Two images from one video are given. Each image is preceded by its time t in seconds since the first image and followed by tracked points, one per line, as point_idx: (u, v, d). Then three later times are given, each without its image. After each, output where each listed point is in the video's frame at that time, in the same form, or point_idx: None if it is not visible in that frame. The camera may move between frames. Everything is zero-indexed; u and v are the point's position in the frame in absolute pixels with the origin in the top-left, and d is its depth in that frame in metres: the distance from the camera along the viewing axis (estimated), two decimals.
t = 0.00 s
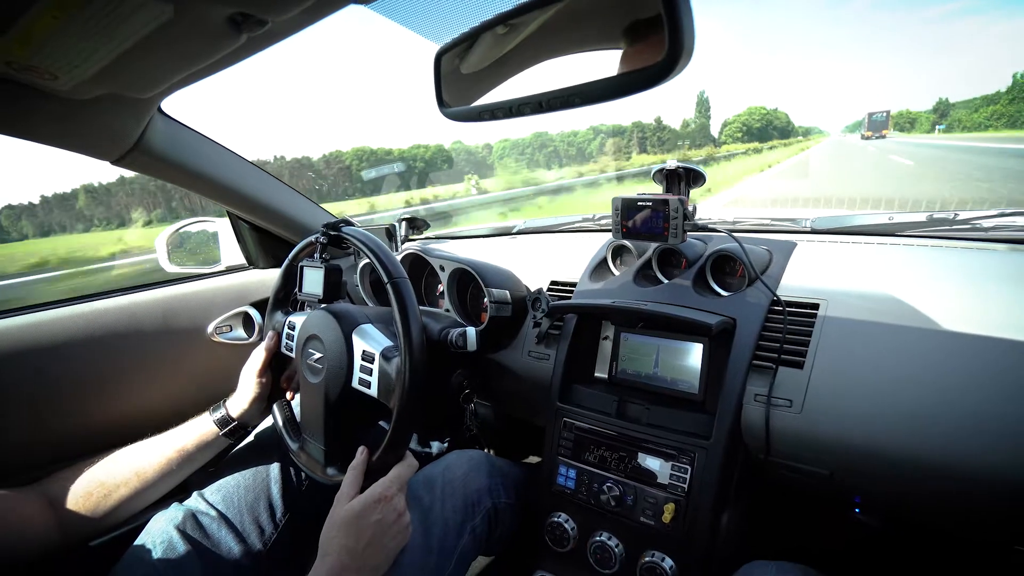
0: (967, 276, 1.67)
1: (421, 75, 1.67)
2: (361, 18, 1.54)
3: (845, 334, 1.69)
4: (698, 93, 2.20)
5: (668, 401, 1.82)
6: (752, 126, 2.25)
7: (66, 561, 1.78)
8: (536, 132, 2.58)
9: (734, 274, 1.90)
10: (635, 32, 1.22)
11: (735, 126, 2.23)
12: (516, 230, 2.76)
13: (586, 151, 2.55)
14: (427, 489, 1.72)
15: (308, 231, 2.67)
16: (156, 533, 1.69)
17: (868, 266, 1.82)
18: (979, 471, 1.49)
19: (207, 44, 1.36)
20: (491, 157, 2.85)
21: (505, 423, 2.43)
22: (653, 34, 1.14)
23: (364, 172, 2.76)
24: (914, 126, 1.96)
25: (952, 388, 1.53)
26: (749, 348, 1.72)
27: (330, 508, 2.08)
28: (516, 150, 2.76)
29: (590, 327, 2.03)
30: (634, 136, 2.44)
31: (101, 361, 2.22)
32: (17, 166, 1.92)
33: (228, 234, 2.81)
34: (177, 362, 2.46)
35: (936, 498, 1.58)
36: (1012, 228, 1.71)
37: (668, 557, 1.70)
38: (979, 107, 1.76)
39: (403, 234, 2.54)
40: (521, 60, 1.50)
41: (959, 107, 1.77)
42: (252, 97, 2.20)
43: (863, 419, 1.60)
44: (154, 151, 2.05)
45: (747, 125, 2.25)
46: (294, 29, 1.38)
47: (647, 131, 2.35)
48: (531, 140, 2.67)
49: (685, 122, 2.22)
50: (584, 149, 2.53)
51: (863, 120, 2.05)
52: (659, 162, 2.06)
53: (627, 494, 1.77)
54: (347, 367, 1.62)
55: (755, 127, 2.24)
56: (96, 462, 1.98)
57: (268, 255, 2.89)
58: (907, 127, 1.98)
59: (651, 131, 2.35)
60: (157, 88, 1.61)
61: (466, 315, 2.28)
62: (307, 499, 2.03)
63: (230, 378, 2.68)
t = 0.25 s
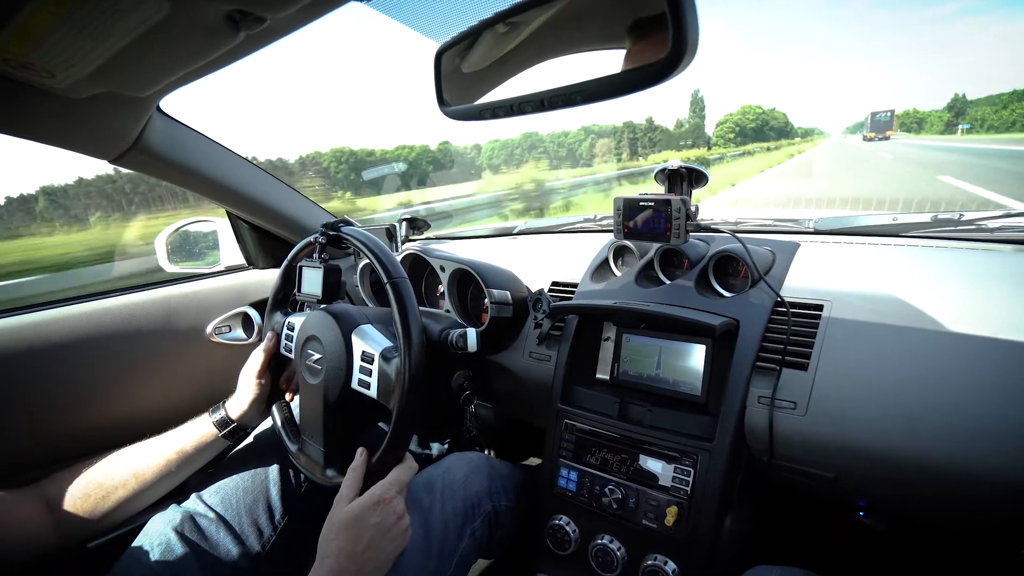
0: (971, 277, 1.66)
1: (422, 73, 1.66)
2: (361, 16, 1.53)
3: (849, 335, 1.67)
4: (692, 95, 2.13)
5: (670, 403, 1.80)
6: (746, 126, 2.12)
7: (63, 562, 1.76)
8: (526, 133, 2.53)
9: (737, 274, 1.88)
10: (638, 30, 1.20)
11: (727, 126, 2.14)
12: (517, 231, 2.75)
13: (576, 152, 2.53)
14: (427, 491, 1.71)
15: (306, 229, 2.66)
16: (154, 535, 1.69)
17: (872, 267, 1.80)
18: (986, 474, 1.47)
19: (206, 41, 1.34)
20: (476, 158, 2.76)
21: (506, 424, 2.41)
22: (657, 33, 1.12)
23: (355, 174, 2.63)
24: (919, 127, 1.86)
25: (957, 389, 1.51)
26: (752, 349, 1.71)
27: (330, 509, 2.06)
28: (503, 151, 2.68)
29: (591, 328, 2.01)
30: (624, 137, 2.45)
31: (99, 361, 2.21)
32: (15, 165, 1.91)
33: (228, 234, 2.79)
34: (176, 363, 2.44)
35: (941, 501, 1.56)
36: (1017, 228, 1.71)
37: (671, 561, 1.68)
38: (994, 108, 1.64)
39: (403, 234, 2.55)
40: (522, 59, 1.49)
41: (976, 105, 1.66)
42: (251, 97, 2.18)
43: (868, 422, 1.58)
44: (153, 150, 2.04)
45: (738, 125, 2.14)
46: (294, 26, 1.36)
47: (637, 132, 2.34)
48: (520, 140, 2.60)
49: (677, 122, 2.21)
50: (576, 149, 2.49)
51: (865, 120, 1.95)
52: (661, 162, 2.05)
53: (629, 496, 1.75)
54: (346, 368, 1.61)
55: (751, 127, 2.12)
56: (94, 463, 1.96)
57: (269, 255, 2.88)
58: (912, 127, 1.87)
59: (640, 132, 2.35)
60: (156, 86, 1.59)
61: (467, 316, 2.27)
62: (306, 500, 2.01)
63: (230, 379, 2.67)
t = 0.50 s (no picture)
0: (975, 277, 1.66)
1: (426, 71, 1.65)
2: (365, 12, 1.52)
3: (854, 336, 1.66)
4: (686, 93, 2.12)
5: (673, 403, 1.79)
6: (738, 126, 2.17)
7: (63, 561, 1.76)
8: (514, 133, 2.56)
9: (741, 274, 1.87)
10: (647, 26, 1.19)
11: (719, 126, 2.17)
12: (519, 231, 2.74)
13: (566, 152, 2.53)
14: (429, 491, 1.72)
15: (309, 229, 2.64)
16: (155, 534, 1.68)
17: (877, 268, 1.80)
18: (991, 476, 1.46)
19: (209, 37, 1.33)
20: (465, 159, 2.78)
21: (507, 425, 2.40)
22: (665, 29, 1.12)
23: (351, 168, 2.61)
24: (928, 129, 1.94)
25: (963, 391, 1.50)
26: (756, 350, 1.71)
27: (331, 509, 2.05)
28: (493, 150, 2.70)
29: (594, 328, 2.01)
30: (614, 137, 2.43)
31: (101, 360, 2.20)
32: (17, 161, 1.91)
33: (229, 233, 2.79)
34: (177, 362, 2.44)
35: (946, 503, 1.55)
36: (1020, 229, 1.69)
37: (673, 562, 1.67)
38: (1007, 108, 1.68)
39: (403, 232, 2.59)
40: (528, 57, 1.48)
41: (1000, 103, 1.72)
42: (254, 94, 2.18)
43: (873, 423, 1.57)
44: (156, 147, 2.03)
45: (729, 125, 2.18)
46: (297, 22, 1.36)
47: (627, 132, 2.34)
48: (509, 141, 2.64)
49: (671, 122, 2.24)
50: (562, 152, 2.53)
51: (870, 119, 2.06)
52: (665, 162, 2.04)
53: (631, 497, 1.74)
54: (348, 367, 1.60)
55: (743, 128, 2.16)
56: (95, 462, 1.96)
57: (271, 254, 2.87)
58: (918, 129, 1.95)
59: (631, 132, 2.34)
60: (158, 83, 1.59)
61: (469, 316, 2.26)
62: (307, 500, 2.01)
63: (231, 377, 2.66)
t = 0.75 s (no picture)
0: (971, 281, 1.67)
1: (426, 76, 1.67)
2: (366, 18, 1.54)
3: (850, 339, 1.67)
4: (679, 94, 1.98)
5: (671, 406, 1.80)
6: (728, 127, 2.09)
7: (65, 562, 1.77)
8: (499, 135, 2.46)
9: (738, 278, 1.88)
10: (647, 32, 1.19)
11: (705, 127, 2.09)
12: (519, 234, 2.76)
13: (555, 154, 2.46)
14: (428, 493, 1.72)
15: (308, 231, 2.66)
16: (156, 536, 1.69)
17: (874, 271, 1.81)
18: (987, 478, 1.47)
19: (211, 43, 1.35)
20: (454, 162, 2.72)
21: (506, 427, 2.41)
22: (661, 36, 1.13)
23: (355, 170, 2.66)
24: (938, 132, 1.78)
25: (958, 394, 1.51)
26: (753, 353, 1.72)
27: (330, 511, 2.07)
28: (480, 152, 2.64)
29: (592, 331, 2.01)
30: (602, 138, 2.33)
31: (102, 362, 2.22)
32: (19, 165, 1.92)
33: (230, 236, 2.80)
34: (178, 364, 2.45)
35: (942, 505, 1.56)
36: (1019, 234, 1.74)
37: (670, 564, 1.67)
38: None
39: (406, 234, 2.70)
40: (527, 61, 1.49)
41: None
42: (255, 98, 2.20)
43: (868, 426, 1.58)
44: (158, 151, 2.05)
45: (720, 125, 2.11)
46: (299, 29, 1.37)
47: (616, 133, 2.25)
48: (496, 143, 2.55)
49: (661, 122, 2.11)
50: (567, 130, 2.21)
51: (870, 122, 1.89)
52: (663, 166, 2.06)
53: (629, 499, 1.75)
54: (348, 370, 1.61)
55: (733, 129, 2.08)
56: (96, 464, 1.97)
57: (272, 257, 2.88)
58: (928, 130, 1.80)
59: (620, 132, 2.25)
60: (160, 88, 1.60)
61: (468, 318, 2.27)
62: (307, 501, 2.02)
63: (231, 380, 2.67)
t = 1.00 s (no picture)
0: (973, 283, 1.66)
1: (424, 74, 1.66)
2: (364, 16, 1.53)
3: (851, 340, 1.66)
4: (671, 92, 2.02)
5: (670, 406, 1.79)
6: (717, 127, 2.12)
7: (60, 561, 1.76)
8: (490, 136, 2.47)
9: (738, 278, 1.88)
10: (648, 29, 1.18)
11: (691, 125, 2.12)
12: (518, 233, 2.75)
13: (543, 155, 2.49)
14: (425, 493, 1.71)
15: (307, 230, 2.66)
16: (152, 535, 1.68)
17: (874, 272, 1.80)
18: (987, 480, 1.46)
19: (207, 40, 1.34)
20: (440, 164, 2.70)
21: (505, 427, 2.40)
22: (661, 33, 1.12)
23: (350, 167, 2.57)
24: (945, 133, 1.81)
25: (959, 395, 1.50)
26: (752, 353, 1.71)
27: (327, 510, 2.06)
28: (467, 153, 2.63)
29: (591, 331, 2.01)
30: (589, 139, 2.44)
31: (99, 360, 2.21)
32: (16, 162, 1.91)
33: (229, 234, 2.79)
34: (176, 362, 2.44)
35: (942, 507, 1.55)
36: (1020, 234, 1.72)
37: (669, 565, 1.67)
38: None
39: (404, 235, 2.58)
40: (525, 61, 1.48)
41: None
42: (254, 96, 2.19)
43: (868, 427, 1.57)
44: (155, 149, 2.04)
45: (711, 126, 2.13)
46: (295, 26, 1.36)
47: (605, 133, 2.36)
48: (483, 145, 2.54)
49: (653, 122, 2.19)
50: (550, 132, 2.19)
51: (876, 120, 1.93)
52: (663, 166, 2.05)
53: (627, 500, 1.74)
54: (345, 369, 1.60)
55: (724, 129, 2.11)
56: (92, 462, 1.96)
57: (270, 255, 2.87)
58: (941, 129, 1.81)
59: (609, 133, 2.36)
60: (157, 85, 1.59)
61: (466, 318, 2.26)
62: (304, 501, 2.01)
63: (229, 378, 2.66)
